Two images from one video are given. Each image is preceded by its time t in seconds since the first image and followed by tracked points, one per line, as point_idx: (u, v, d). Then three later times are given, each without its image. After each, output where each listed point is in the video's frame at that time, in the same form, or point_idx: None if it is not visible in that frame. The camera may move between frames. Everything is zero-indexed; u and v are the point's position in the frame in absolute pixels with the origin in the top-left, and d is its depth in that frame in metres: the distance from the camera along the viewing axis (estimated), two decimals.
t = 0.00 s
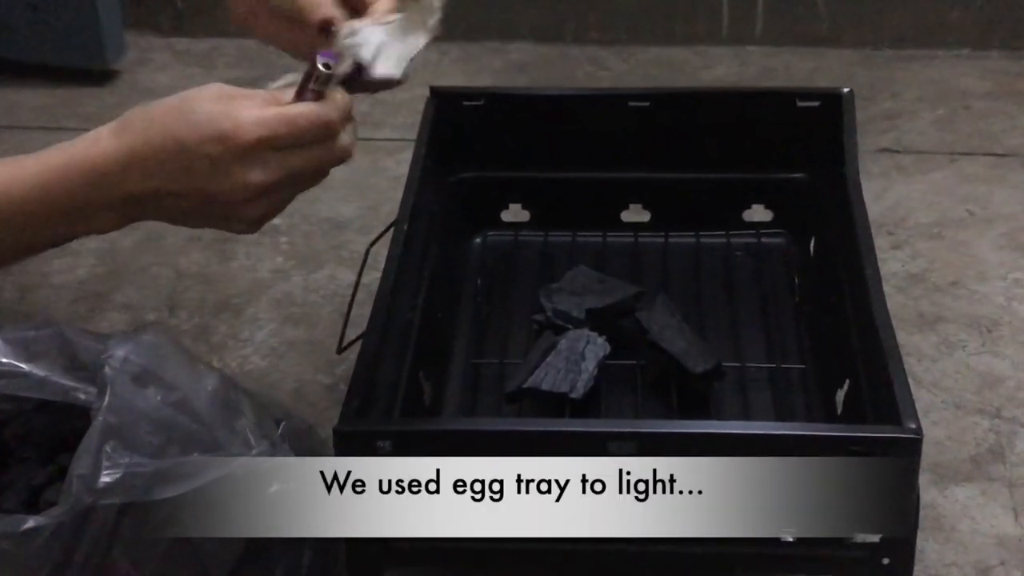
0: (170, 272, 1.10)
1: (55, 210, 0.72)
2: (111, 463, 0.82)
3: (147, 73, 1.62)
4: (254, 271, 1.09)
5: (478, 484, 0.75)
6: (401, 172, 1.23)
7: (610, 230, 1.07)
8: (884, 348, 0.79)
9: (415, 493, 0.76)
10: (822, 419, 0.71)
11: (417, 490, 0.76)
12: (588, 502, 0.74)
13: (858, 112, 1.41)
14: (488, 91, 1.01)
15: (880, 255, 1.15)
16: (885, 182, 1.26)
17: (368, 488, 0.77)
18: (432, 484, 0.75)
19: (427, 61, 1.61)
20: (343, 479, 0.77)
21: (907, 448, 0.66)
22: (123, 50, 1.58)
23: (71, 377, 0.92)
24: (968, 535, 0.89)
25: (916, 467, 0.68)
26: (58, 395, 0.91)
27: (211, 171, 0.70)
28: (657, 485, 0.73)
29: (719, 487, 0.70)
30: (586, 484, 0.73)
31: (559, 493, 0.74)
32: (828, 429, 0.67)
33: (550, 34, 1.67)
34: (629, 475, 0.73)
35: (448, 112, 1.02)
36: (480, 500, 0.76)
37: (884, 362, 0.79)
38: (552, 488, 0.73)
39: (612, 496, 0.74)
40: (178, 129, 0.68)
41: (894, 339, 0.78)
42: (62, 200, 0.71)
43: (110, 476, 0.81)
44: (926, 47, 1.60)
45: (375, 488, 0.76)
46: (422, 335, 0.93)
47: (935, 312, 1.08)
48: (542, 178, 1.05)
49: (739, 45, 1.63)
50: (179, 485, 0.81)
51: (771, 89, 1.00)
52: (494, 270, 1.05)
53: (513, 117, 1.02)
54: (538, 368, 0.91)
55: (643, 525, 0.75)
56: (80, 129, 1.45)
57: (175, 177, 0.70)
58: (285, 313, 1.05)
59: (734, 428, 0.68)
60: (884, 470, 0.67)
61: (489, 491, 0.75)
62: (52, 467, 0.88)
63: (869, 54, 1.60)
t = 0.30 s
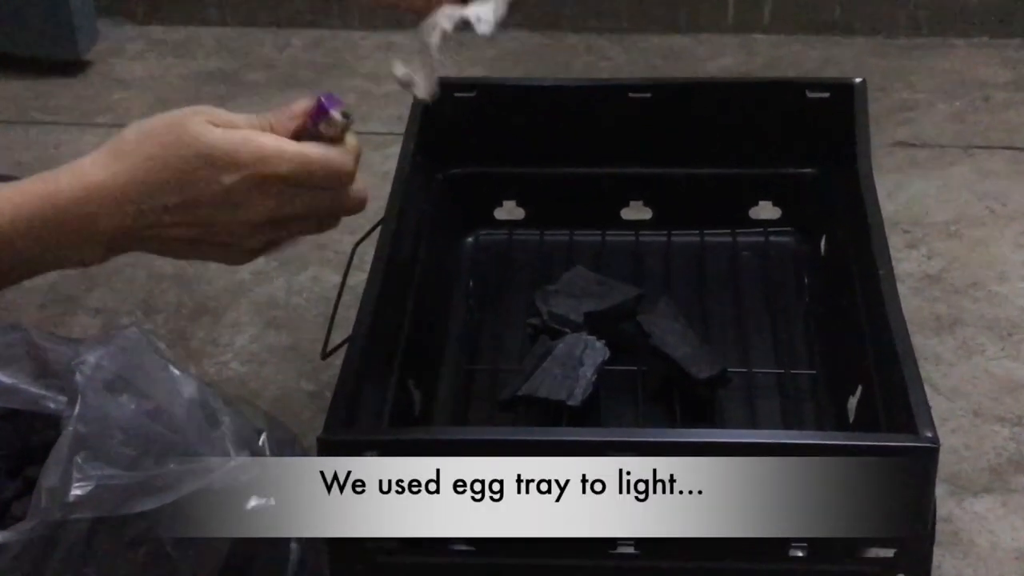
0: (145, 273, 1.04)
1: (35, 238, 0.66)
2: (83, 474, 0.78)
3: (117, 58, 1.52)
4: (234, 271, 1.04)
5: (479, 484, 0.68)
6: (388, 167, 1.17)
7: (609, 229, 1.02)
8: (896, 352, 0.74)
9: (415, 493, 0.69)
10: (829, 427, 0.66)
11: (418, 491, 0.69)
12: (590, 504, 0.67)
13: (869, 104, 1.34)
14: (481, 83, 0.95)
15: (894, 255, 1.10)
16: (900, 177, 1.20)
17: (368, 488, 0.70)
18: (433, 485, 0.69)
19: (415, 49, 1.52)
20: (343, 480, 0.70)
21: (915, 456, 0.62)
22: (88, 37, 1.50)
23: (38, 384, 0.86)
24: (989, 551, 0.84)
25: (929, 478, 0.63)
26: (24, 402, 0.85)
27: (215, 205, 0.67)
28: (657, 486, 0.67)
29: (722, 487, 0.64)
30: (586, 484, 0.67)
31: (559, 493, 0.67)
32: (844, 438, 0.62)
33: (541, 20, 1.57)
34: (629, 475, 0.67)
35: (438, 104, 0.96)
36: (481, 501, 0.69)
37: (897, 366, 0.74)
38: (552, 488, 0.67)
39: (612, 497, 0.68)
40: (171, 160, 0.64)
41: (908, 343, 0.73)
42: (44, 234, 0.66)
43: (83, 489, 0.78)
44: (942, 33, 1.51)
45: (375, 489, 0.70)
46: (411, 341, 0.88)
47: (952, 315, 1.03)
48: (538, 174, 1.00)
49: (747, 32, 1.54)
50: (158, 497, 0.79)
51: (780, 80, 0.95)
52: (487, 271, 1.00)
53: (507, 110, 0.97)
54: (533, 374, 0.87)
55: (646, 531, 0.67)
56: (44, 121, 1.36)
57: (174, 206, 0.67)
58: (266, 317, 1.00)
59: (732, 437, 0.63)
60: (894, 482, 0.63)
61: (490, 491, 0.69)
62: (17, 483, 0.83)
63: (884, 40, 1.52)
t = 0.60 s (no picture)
0: (119, 278, 1.01)
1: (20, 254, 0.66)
2: (53, 488, 0.77)
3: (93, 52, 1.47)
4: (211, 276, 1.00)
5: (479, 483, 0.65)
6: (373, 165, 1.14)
7: (601, 231, 0.99)
8: (901, 359, 0.70)
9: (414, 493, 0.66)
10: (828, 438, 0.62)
11: (418, 491, 0.66)
12: (591, 505, 0.63)
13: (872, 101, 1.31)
14: (468, 80, 0.92)
15: (897, 257, 1.06)
16: (904, 176, 1.16)
17: (368, 487, 0.67)
18: (433, 485, 0.65)
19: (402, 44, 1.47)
20: (344, 480, 0.68)
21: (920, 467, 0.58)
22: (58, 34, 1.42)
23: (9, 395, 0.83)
24: (996, 565, 0.81)
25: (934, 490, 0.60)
26: None
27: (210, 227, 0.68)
28: (658, 486, 0.63)
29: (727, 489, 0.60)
30: (585, 484, 0.63)
31: (559, 492, 0.64)
32: (846, 448, 0.59)
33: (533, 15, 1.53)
34: (629, 475, 0.62)
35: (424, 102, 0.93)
36: (480, 502, 0.65)
37: (901, 375, 0.70)
38: (552, 487, 0.64)
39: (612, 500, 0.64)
40: (169, 179, 0.64)
41: (912, 350, 0.69)
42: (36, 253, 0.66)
43: (53, 503, 0.77)
44: (945, 28, 1.47)
45: (375, 489, 0.67)
46: (395, 348, 0.85)
47: (958, 319, 0.99)
48: (529, 174, 0.96)
49: (744, 28, 1.50)
50: (136, 511, 0.78)
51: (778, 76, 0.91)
52: (475, 275, 0.96)
53: (494, 109, 0.94)
54: (521, 382, 0.83)
55: (650, 533, 0.63)
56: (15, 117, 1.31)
57: (166, 228, 0.67)
58: (245, 324, 0.96)
59: (735, 449, 0.59)
60: (899, 497, 0.59)
61: (490, 491, 0.65)
62: None
63: (885, 34, 1.47)
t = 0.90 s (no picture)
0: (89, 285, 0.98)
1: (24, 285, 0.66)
2: (18, 504, 0.75)
3: (64, 49, 1.43)
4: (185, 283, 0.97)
5: (479, 483, 0.61)
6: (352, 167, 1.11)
7: (585, 235, 0.95)
8: (892, 363, 0.68)
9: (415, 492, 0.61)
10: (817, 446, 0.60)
11: (418, 491, 0.61)
12: (591, 506, 0.60)
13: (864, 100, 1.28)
14: (446, 78, 0.90)
15: (891, 260, 1.03)
16: (897, 177, 1.14)
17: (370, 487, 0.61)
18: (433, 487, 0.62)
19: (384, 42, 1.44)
20: (342, 479, 0.61)
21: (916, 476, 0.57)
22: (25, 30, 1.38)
23: None
24: None
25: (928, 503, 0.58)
26: None
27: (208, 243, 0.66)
28: (658, 486, 0.60)
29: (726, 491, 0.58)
30: (585, 484, 0.60)
31: (560, 492, 0.60)
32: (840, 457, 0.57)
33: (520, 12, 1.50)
34: (630, 474, 0.60)
35: (401, 101, 0.90)
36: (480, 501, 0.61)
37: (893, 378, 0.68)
38: (552, 488, 0.60)
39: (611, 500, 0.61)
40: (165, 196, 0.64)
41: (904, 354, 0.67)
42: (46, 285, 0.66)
43: (18, 519, 0.75)
44: (939, 25, 1.44)
45: (375, 491, 0.62)
46: (373, 356, 0.82)
47: (953, 324, 0.96)
48: (511, 176, 0.93)
49: (734, 26, 1.47)
50: (101, 529, 0.76)
51: (767, 75, 0.89)
52: (456, 281, 0.93)
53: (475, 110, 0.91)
54: (504, 392, 0.80)
55: (650, 533, 0.59)
56: None
57: (162, 253, 0.66)
58: (219, 332, 0.93)
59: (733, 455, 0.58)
60: (893, 502, 0.57)
61: (490, 491, 0.61)
62: None
63: (878, 32, 1.45)
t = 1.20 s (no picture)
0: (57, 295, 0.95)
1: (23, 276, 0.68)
2: None
3: (37, 50, 1.40)
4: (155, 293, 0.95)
5: (479, 482, 0.62)
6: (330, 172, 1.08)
7: (568, 242, 0.94)
8: (882, 373, 0.66)
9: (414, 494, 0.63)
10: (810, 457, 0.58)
11: (418, 491, 0.64)
12: (590, 506, 0.58)
13: (855, 101, 1.25)
14: (424, 82, 0.86)
15: (883, 266, 1.01)
16: (889, 181, 1.11)
17: (369, 488, 0.63)
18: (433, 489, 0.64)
19: (366, 44, 1.41)
20: (342, 480, 0.63)
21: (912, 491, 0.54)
22: None
23: None
24: None
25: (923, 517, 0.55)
26: None
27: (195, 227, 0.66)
28: (658, 486, 0.57)
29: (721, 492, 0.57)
30: (585, 484, 0.62)
31: (559, 493, 0.59)
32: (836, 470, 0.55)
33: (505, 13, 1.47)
34: (630, 475, 0.61)
35: (377, 105, 0.87)
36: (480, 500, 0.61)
37: (884, 390, 0.65)
38: (552, 488, 0.62)
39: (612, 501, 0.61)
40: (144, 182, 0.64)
41: (897, 360, 0.65)
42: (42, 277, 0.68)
43: None
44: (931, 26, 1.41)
45: (375, 491, 0.64)
46: (348, 369, 0.79)
47: (947, 331, 0.94)
48: (490, 183, 0.91)
49: (720, 26, 1.44)
50: (70, 545, 0.74)
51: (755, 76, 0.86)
52: (435, 290, 0.91)
53: (453, 113, 0.88)
54: (487, 405, 0.77)
55: (650, 534, 0.57)
56: None
57: (150, 241, 0.67)
58: (191, 343, 0.91)
59: (745, 468, 0.55)
60: (887, 515, 0.55)
61: (490, 492, 0.62)
62: None
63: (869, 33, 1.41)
